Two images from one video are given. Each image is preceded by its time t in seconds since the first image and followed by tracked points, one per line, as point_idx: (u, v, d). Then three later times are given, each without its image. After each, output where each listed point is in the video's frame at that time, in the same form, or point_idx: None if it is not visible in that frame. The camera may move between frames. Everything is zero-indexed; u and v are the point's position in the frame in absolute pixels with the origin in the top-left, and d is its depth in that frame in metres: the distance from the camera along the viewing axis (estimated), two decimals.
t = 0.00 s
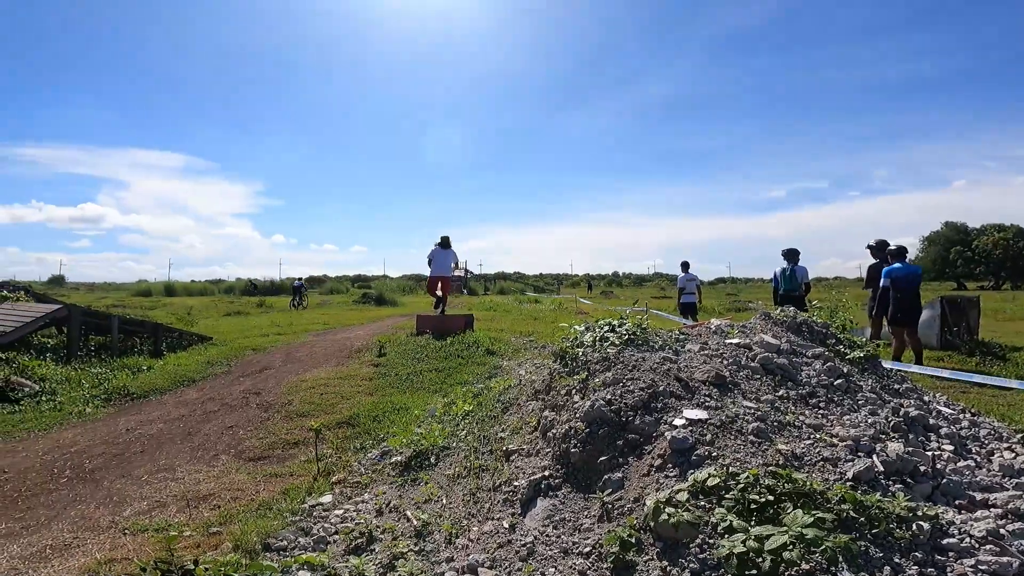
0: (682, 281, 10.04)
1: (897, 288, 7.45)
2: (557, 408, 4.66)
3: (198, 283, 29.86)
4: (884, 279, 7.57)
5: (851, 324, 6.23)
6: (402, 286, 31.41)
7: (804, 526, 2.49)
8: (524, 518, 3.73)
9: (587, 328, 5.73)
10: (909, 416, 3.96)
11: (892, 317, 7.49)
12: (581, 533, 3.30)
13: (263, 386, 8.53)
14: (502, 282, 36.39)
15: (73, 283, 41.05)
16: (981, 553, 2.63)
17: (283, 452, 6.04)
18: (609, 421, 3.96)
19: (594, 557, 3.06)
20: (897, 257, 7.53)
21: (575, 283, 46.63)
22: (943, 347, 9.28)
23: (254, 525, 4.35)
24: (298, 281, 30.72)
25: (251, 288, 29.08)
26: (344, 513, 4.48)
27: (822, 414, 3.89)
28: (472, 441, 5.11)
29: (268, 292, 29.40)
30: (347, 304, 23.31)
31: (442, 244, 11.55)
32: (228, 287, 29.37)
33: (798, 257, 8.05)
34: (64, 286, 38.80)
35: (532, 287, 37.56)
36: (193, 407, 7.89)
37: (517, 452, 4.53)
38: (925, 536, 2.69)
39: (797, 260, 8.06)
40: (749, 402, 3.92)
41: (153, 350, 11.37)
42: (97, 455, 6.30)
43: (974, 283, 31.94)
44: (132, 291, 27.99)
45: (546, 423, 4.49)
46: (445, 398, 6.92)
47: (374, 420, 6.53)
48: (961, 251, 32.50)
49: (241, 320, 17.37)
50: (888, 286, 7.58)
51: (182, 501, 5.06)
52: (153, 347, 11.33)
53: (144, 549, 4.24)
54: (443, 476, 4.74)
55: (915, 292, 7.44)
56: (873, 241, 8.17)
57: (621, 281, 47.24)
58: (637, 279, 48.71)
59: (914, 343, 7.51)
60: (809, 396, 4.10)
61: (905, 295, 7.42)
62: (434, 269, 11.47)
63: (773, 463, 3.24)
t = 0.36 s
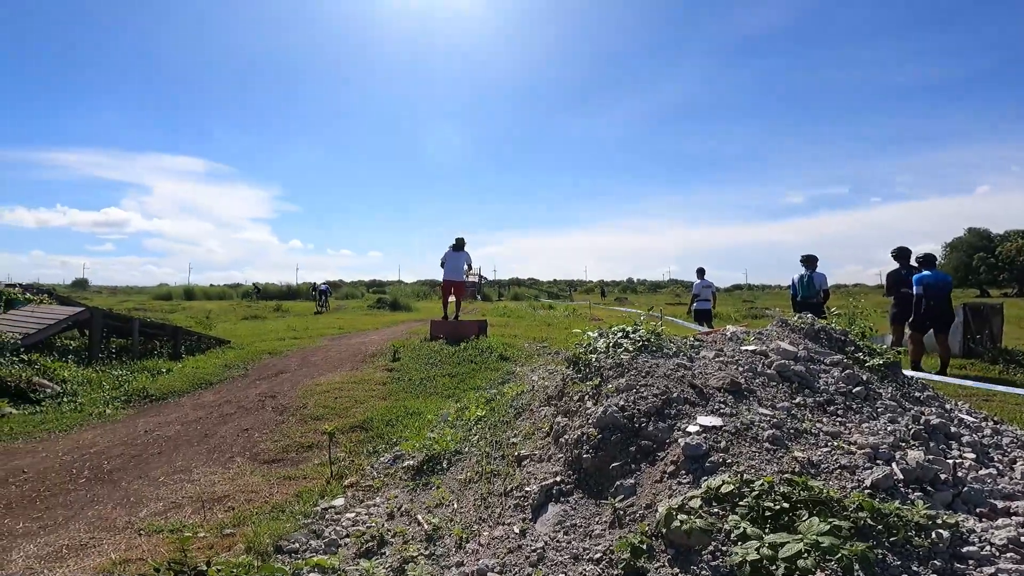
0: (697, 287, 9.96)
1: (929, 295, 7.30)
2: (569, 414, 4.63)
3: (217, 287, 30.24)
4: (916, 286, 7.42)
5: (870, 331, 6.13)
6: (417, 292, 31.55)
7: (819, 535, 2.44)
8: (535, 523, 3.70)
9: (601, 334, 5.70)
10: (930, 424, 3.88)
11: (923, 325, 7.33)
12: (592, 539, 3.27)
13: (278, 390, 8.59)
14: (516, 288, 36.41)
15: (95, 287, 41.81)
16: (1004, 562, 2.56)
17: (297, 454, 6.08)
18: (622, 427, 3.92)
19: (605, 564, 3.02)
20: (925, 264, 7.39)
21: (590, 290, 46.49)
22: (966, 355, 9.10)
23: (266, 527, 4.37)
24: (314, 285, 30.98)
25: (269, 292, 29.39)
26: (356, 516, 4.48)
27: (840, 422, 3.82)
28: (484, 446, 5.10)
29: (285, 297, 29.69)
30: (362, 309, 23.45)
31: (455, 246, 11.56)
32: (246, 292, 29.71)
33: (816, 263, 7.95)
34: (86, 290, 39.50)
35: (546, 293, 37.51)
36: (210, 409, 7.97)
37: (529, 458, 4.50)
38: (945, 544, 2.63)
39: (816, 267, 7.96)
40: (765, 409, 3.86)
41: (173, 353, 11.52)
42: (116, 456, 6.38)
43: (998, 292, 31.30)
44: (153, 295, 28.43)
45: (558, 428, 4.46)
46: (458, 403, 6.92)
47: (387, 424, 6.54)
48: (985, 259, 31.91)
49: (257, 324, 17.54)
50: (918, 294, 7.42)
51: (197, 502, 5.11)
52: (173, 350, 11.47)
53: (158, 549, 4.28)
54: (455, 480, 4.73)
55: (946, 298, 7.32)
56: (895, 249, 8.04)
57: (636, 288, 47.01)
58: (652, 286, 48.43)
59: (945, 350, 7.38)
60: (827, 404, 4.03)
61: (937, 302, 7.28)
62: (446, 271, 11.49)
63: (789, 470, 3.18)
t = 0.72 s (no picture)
0: (714, 295, 9.89)
1: (948, 304, 7.19)
2: (585, 420, 4.61)
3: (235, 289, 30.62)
4: (936, 294, 7.31)
5: (893, 340, 6.03)
6: (432, 296, 31.66)
7: (841, 544, 2.41)
8: (550, 529, 3.69)
9: (617, 340, 5.68)
10: (955, 434, 3.80)
11: (942, 334, 7.23)
12: (607, 545, 3.25)
13: (295, 392, 8.66)
14: (531, 294, 36.41)
15: (117, 287, 42.47)
16: None
17: (312, 457, 6.11)
18: (639, 433, 3.90)
19: (620, 570, 3.00)
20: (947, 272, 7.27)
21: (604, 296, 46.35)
22: (991, 364, 8.91)
23: (281, 529, 4.40)
24: (331, 289, 31.23)
25: (286, 295, 29.70)
26: (369, 519, 4.50)
27: (863, 431, 3.76)
28: (498, 451, 5.09)
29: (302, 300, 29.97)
30: (378, 312, 23.58)
31: (467, 250, 11.58)
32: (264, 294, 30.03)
33: (837, 271, 7.85)
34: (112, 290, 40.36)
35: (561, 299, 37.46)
36: (227, 411, 8.05)
37: (543, 463, 4.49)
38: (970, 553, 2.57)
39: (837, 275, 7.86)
40: (786, 418, 3.82)
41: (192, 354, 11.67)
42: (135, 455, 6.47)
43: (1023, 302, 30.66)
44: (173, 297, 28.87)
45: (574, 434, 4.44)
46: (472, 408, 6.92)
47: (402, 428, 6.56)
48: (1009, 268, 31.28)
49: (275, 326, 17.72)
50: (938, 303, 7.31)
51: (213, 503, 5.15)
52: (192, 351, 11.62)
53: (174, 550, 4.33)
54: (468, 485, 4.72)
55: (967, 307, 7.19)
56: (919, 256, 7.92)
57: (651, 295, 46.76)
58: (667, 293, 48.15)
59: (966, 360, 7.25)
60: (849, 413, 3.97)
61: (957, 311, 7.16)
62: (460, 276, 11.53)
63: (809, 479, 3.14)
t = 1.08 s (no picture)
0: (733, 306, 9.81)
1: (971, 315, 7.06)
2: (603, 429, 4.60)
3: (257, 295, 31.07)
4: (960, 305, 7.19)
5: (920, 352, 5.92)
6: (450, 304, 31.79)
7: (864, 553, 2.37)
8: (566, 536, 3.68)
9: (637, 349, 5.66)
10: (983, 446, 3.72)
11: (965, 345, 7.09)
12: (624, 553, 3.23)
13: (314, 397, 8.76)
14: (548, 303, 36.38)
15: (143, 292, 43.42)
16: None
17: (330, 461, 6.17)
18: (658, 442, 3.87)
19: None
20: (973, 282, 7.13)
21: (622, 306, 46.15)
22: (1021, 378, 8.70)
23: (299, 531, 4.45)
24: (351, 296, 31.54)
25: (306, 301, 30.06)
26: (386, 523, 4.52)
27: (888, 442, 3.69)
28: (515, 458, 5.09)
29: (322, 306, 30.30)
30: (396, 320, 23.75)
31: (483, 258, 11.64)
32: (285, 300, 30.43)
33: (862, 282, 7.74)
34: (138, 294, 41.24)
35: (578, 308, 37.37)
36: (248, 414, 8.17)
37: (560, 471, 4.48)
38: (997, 564, 2.52)
39: (861, 286, 7.75)
40: (808, 428, 3.77)
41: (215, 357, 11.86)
42: (158, 457, 6.58)
43: None
44: (197, 301, 29.39)
45: (592, 443, 4.43)
46: (489, 416, 6.93)
47: (419, 434, 6.59)
48: None
49: (295, 332, 17.94)
50: (961, 313, 7.18)
51: (232, 505, 5.22)
52: (215, 355, 11.81)
53: (193, 551, 4.39)
54: (485, 491, 4.73)
55: (991, 319, 7.03)
56: (947, 267, 7.77)
57: (669, 305, 46.43)
58: (686, 303, 47.78)
59: (989, 373, 7.09)
60: (873, 424, 3.91)
61: (980, 323, 7.02)
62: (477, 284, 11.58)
63: (832, 489, 3.10)
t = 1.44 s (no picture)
0: (751, 315, 9.72)
1: (1005, 327, 6.90)
2: (620, 435, 4.57)
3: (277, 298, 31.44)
4: (994, 316, 7.02)
5: (946, 363, 5.81)
6: (466, 309, 31.86)
7: (887, 561, 2.34)
8: (581, 542, 3.66)
9: (655, 357, 5.63)
10: (1012, 457, 3.63)
11: (999, 358, 6.93)
12: (640, 560, 3.20)
13: (331, 399, 8.83)
14: (565, 310, 36.31)
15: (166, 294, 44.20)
16: None
17: (346, 463, 6.21)
18: (676, 449, 3.84)
19: None
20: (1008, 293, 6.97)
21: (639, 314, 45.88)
22: None
23: (314, 532, 4.48)
24: (368, 300, 31.77)
25: (325, 305, 30.35)
26: (400, 526, 4.53)
27: (913, 452, 3.62)
28: (530, 464, 5.08)
29: (340, 310, 30.57)
30: (413, 324, 23.86)
31: (499, 264, 11.68)
32: (304, 304, 30.75)
33: (887, 292, 7.62)
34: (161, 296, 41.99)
35: (595, 315, 37.24)
36: (267, 415, 8.26)
37: (576, 477, 4.46)
38: None
39: (887, 295, 7.63)
40: (831, 437, 3.71)
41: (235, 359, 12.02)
42: (177, 456, 6.68)
43: None
44: (218, 304, 29.82)
45: (609, 449, 4.41)
46: (504, 421, 6.93)
47: (434, 438, 6.61)
48: None
49: (313, 335, 18.11)
50: (995, 325, 7.02)
51: (249, 505, 5.28)
52: (235, 357, 11.97)
53: (209, 550, 4.44)
54: (499, 496, 4.72)
55: None
56: (978, 277, 7.62)
57: (687, 314, 46.07)
58: (704, 312, 47.36)
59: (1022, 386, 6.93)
60: (898, 434, 3.84)
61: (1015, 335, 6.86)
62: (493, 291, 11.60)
63: (855, 498, 3.04)
